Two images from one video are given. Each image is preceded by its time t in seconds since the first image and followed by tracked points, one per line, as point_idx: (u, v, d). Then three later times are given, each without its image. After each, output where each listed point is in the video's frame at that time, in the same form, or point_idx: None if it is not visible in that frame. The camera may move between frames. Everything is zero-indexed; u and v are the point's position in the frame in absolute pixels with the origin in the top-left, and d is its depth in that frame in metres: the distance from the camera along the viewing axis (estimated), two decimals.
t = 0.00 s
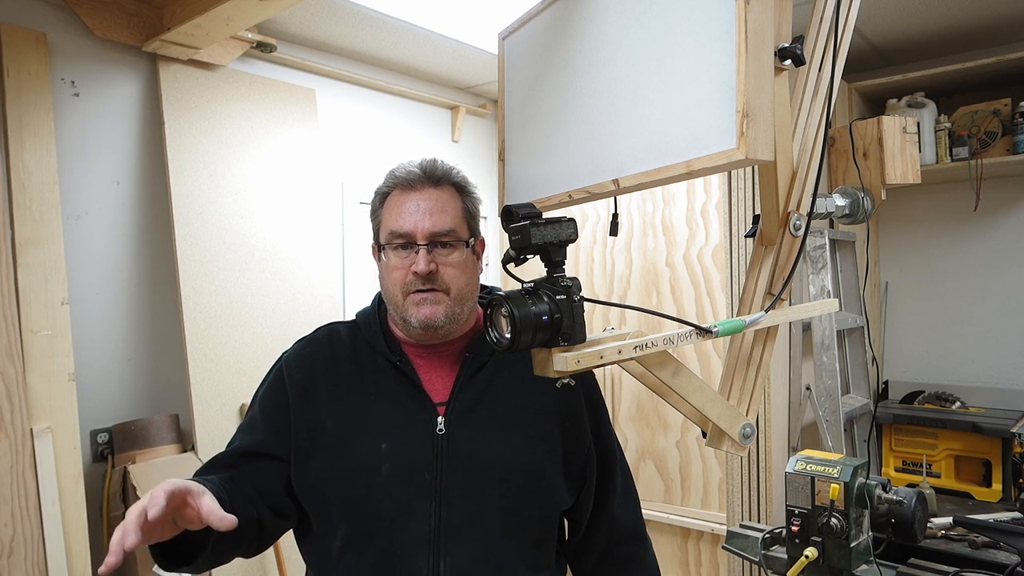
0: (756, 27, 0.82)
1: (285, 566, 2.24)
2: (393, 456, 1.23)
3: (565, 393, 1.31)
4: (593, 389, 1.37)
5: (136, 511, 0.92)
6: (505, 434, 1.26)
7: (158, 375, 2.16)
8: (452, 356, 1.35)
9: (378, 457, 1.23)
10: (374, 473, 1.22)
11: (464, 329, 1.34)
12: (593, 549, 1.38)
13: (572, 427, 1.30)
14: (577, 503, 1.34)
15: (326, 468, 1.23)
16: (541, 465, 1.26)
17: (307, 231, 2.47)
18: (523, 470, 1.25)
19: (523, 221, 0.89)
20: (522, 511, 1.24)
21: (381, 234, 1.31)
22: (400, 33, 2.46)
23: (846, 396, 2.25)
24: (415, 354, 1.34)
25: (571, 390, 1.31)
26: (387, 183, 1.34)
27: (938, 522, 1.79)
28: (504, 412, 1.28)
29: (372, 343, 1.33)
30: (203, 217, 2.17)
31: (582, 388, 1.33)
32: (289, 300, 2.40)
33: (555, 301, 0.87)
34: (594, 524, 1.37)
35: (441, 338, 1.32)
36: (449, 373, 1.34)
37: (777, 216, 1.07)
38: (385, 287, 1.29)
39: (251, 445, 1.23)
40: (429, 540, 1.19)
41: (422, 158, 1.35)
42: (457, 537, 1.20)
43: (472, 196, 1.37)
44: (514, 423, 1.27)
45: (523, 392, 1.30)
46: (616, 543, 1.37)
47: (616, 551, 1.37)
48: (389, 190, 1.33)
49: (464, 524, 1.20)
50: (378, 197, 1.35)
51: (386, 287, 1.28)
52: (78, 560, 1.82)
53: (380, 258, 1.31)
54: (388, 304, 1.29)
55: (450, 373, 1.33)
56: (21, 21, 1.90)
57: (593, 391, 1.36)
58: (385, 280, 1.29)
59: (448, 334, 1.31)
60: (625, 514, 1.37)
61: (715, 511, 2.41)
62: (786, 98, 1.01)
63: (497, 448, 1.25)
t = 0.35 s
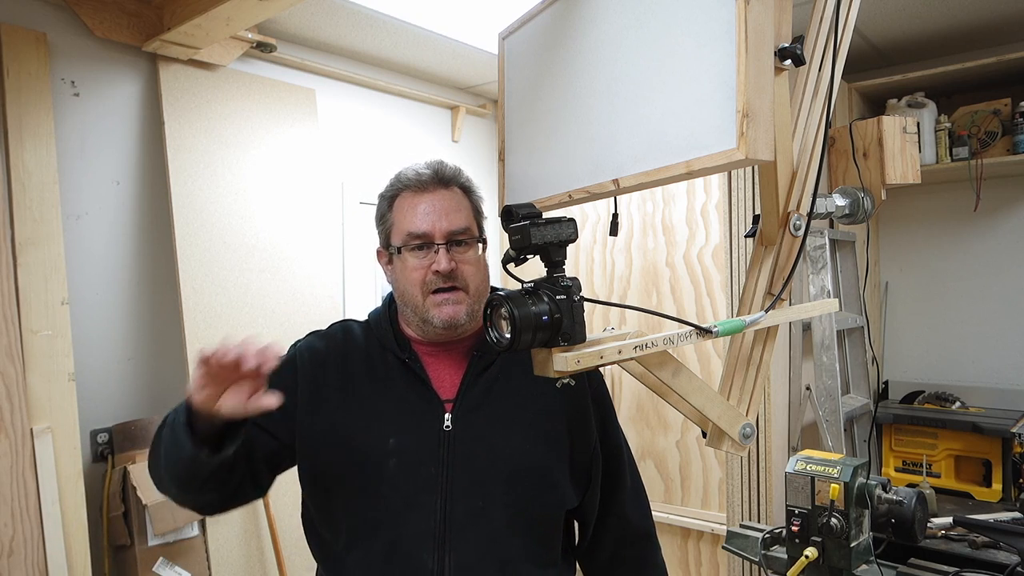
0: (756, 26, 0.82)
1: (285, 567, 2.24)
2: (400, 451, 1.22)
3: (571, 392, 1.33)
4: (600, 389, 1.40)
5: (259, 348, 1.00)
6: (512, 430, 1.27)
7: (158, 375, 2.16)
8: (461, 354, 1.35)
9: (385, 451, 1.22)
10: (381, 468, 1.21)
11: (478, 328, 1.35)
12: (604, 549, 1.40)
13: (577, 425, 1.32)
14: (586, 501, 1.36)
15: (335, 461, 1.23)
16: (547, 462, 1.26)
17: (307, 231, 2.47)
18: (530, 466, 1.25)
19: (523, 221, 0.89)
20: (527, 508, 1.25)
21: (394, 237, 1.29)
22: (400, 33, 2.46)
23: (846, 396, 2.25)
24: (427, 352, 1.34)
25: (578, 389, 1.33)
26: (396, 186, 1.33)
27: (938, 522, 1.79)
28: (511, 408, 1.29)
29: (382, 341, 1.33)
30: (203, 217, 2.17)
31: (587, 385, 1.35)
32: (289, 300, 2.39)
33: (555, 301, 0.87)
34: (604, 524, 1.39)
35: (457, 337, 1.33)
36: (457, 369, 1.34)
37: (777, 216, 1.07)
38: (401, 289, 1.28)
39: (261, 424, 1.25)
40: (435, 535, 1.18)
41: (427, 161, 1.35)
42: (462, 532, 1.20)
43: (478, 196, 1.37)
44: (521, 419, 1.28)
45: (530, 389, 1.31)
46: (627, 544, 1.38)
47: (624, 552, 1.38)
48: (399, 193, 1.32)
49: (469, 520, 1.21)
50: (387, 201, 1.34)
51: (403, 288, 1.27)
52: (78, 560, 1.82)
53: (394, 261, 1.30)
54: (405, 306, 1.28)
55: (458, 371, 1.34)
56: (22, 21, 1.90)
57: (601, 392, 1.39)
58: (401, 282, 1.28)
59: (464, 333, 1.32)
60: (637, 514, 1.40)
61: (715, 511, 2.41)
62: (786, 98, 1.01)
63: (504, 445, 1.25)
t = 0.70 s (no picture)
0: (755, 26, 0.82)
1: (285, 567, 2.24)
2: (410, 448, 1.22)
3: (577, 392, 1.34)
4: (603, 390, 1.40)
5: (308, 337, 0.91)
6: (520, 428, 1.27)
7: (158, 375, 2.16)
8: (471, 354, 1.35)
9: (396, 449, 1.22)
10: (391, 465, 1.21)
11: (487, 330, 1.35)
12: (605, 549, 1.40)
13: (583, 423, 1.33)
14: (588, 502, 1.36)
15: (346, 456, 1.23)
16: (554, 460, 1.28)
17: (307, 231, 2.47)
18: (537, 464, 1.26)
19: (523, 221, 0.89)
20: (534, 506, 1.26)
21: (409, 241, 1.28)
22: (400, 33, 2.46)
23: (847, 396, 2.25)
24: (435, 352, 1.34)
25: (583, 389, 1.35)
26: (407, 189, 1.32)
27: (938, 522, 1.79)
28: (520, 407, 1.29)
29: (389, 339, 1.32)
30: (203, 217, 2.17)
31: (591, 385, 1.36)
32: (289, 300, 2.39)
33: (555, 301, 0.87)
34: (605, 523, 1.40)
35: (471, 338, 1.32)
36: (466, 369, 1.34)
37: (777, 216, 1.07)
38: (418, 293, 1.26)
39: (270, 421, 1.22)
40: (445, 532, 1.19)
41: (436, 165, 1.36)
42: (471, 529, 1.20)
43: (485, 199, 1.39)
44: (529, 418, 1.29)
45: (537, 389, 1.32)
46: (628, 542, 1.39)
47: (626, 551, 1.39)
48: (411, 196, 1.31)
49: (478, 517, 1.21)
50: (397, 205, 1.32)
51: (420, 292, 1.26)
52: (78, 560, 1.82)
53: (409, 265, 1.28)
54: (422, 310, 1.26)
55: (467, 370, 1.33)
56: (21, 21, 1.90)
57: (604, 392, 1.40)
58: (418, 286, 1.26)
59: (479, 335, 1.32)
60: (637, 513, 1.40)
61: (715, 511, 2.41)
62: (786, 98, 1.01)
63: (513, 443, 1.26)
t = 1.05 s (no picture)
0: (756, 26, 0.82)
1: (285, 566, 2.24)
2: (417, 454, 1.22)
3: (577, 389, 1.34)
4: (602, 386, 1.40)
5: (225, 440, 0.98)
6: (524, 429, 1.28)
7: (158, 375, 2.16)
8: (469, 357, 1.35)
9: (402, 455, 1.21)
10: (399, 471, 1.21)
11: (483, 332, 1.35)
12: (606, 542, 1.41)
13: (584, 420, 1.34)
14: (590, 497, 1.36)
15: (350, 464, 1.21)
16: (559, 458, 1.28)
17: (307, 231, 2.47)
18: (543, 463, 1.27)
19: (522, 221, 0.89)
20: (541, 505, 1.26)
21: (400, 239, 1.29)
22: (400, 33, 2.46)
23: (847, 396, 2.25)
24: (432, 355, 1.33)
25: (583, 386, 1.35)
26: (402, 187, 1.33)
27: (938, 522, 1.79)
28: (523, 408, 1.29)
29: (385, 342, 1.32)
30: (203, 217, 2.17)
31: (592, 381, 1.37)
32: (289, 300, 2.39)
33: (555, 301, 0.87)
34: (606, 517, 1.40)
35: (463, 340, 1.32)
36: (464, 372, 1.34)
37: (777, 216, 1.07)
38: (407, 292, 1.28)
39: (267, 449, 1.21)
40: (457, 535, 1.19)
41: (434, 163, 1.35)
42: (482, 531, 1.20)
43: (484, 198, 1.37)
44: (533, 418, 1.29)
45: (538, 389, 1.32)
46: (629, 533, 1.39)
47: (628, 544, 1.39)
48: (405, 195, 1.32)
49: (488, 518, 1.21)
50: (392, 203, 1.33)
51: (408, 291, 1.27)
52: (78, 560, 1.82)
53: (400, 264, 1.30)
54: (410, 309, 1.28)
55: (466, 372, 1.33)
56: (21, 21, 1.90)
57: (602, 388, 1.40)
58: (406, 286, 1.28)
59: (469, 337, 1.31)
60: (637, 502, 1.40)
61: (715, 511, 2.41)
62: (786, 98, 1.01)
63: (518, 444, 1.26)
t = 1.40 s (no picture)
0: (755, 26, 0.82)
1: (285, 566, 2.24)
2: (410, 454, 1.22)
3: (574, 389, 1.34)
4: (601, 386, 1.40)
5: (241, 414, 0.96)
6: (519, 429, 1.27)
7: (158, 375, 2.16)
8: (464, 357, 1.35)
9: (395, 456, 1.21)
10: (392, 471, 1.20)
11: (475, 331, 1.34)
12: (608, 545, 1.40)
13: (581, 421, 1.34)
14: (588, 498, 1.37)
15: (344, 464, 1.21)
16: (554, 458, 1.28)
17: (307, 231, 2.47)
18: (538, 464, 1.27)
19: (522, 221, 0.89)
20: (536, 506, 1.26)
21: (390, 237, 1.30)
22: (400, 33, 2.46)
23: (847, 396, 2.25)
24: (427, 355, 1.33)
25: (581, 386, 1.35)
26: (395, 186, 1.33)
27: (938, 522, 1.79)
28: (518, 408, 1.29)
29: (381, 344, 1.32)
30: (203, 217, 2.17)
31: (590, 382, 1.37)
32: (289, 300, 2.39)
33: (555, 301, 0.87)
34: (607, 520, 1.40)
35: (453, 340, 1.31)
36: (461, 372, 1.34)
37: (777, 216, 1.07)
38: (395, 290, 1.29)
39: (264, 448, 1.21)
40: (449, 535, 1.19)
41: (428, 162, 1.35)
42: (476, 532, 1.20)
43: (479, 197, 1.36)
44: (528, 418, 1.29)
45: (534, 389, 1.32)
46: (630, 536, 1.39)
47: (629, 547, 1.39)
48: (396, 194, 1.32)
49: (482, 519, 1.21)
50: (386, 201, 1.34)
51: (396, 289, 1.28)
52: (78, 560, 1.82)
53: (389, 262, 1.31)
54: (399, 307, 1.29)
55: (462, 373, 1.33)
56: (21, 21, 1.90)
57: (602, 389, 1.40)
58: (395, 284, 1.29)
59: (458, 336, 1.31)
60: (639, 506, 1.40)
61: (715, 511, 2.41)
62: (786, 98, 1.01)
63: (513, 444, 1.26)
